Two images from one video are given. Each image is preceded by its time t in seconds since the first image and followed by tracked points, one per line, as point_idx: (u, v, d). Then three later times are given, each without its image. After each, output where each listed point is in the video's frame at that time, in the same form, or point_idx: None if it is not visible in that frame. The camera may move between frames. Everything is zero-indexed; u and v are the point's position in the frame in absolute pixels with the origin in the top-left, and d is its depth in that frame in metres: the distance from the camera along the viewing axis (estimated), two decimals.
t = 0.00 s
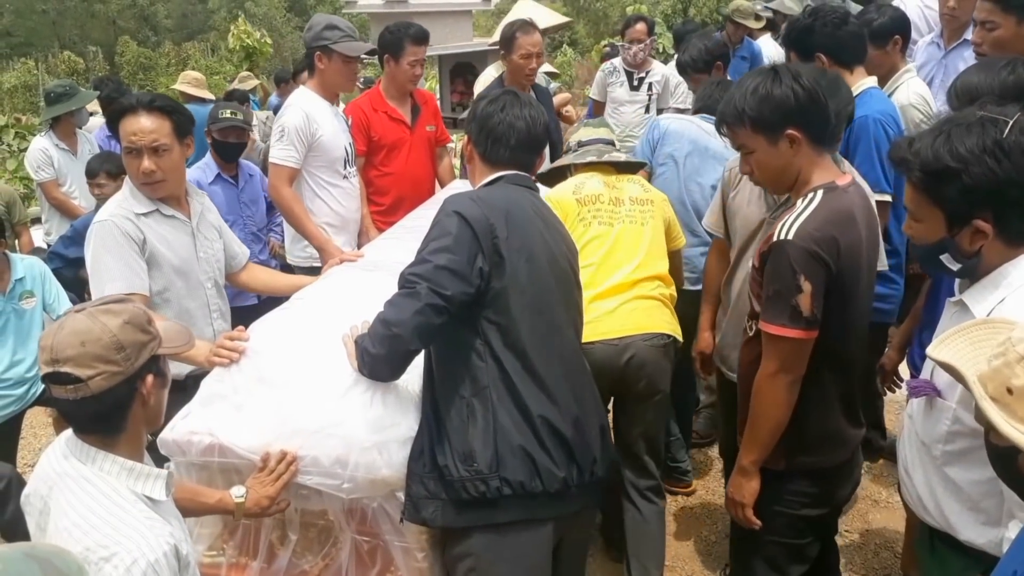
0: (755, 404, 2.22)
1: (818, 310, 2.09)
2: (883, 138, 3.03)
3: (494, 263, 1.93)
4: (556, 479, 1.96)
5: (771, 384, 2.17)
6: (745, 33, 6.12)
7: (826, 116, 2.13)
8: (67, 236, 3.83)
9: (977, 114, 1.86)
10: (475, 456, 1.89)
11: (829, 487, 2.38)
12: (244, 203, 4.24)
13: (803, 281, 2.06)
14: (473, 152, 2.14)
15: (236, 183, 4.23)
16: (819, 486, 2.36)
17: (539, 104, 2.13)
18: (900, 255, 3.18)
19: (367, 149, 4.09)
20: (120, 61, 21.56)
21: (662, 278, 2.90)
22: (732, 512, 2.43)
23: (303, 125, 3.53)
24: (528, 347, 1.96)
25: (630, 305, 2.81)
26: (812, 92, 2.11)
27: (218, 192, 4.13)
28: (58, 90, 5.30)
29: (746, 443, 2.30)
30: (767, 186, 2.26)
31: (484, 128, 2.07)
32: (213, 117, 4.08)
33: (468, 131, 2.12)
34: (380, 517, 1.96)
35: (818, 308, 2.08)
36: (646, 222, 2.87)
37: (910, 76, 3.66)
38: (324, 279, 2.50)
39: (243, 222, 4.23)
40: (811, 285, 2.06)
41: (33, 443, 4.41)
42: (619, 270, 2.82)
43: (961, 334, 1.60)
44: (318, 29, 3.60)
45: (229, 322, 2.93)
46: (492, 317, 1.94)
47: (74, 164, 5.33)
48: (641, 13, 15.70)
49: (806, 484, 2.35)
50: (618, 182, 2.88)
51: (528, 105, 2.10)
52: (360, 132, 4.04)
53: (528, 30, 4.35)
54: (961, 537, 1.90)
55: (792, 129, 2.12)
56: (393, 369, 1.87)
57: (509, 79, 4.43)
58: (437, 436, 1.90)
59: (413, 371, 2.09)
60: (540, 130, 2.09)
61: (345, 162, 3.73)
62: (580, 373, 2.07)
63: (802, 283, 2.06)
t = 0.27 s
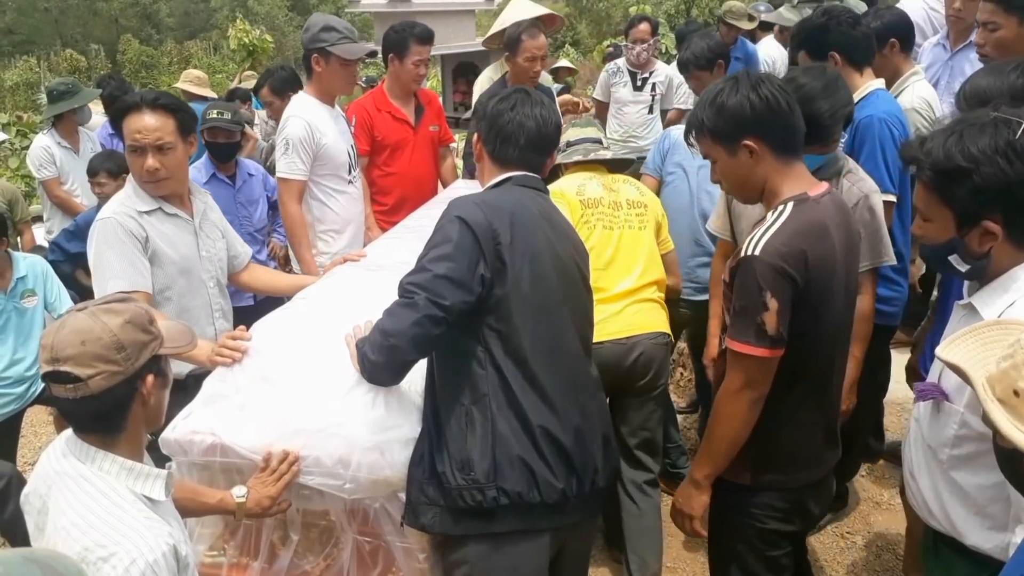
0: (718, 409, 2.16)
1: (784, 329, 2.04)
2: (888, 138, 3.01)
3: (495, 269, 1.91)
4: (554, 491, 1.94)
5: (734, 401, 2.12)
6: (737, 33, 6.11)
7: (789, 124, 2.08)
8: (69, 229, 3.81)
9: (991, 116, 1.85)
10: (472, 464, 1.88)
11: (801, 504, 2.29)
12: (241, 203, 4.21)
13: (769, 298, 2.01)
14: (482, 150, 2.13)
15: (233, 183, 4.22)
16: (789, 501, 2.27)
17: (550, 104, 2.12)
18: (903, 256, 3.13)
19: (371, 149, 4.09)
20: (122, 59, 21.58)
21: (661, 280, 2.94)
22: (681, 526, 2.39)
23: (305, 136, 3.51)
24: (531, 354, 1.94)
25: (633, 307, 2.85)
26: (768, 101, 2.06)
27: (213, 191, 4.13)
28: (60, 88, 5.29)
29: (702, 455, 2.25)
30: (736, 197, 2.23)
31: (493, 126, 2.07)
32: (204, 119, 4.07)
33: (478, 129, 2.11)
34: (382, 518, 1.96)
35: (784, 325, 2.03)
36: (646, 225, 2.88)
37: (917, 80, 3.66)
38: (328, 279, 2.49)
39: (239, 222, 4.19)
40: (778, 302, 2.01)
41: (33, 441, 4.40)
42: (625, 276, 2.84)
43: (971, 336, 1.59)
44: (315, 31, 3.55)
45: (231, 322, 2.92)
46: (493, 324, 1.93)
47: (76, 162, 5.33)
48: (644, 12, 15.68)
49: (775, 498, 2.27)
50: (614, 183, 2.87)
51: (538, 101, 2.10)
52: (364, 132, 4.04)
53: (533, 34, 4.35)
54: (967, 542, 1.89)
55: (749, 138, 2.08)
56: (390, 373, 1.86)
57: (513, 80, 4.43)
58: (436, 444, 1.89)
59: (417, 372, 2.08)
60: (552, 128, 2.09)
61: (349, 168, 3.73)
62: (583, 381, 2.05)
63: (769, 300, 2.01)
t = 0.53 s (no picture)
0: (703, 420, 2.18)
1: (757, 327, 2.05)
2: (902, 143, 3.00)
3: (492, 284, 1.88)
4: (547, 509, 1.90)
5: (718, 405, 2.13)
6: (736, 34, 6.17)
7: (756, 130, 2.08)
8: (67, 232, 3.81)
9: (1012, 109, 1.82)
10: (464, 480, 1.85)
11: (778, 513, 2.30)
12: (238, 203, 4.20)
13: (736, 300, 2.02)
14: (489, 150, 2.10)
15: (231, 183, 4.20)
16: (768, 510, 2.29)
17: (559, 102, 2.09)
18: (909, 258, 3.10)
19: (374, 148, 4.08)
20: (124, 56, 21.59)
21: (668, 278, 2.95)
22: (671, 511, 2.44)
23: (307, 146, 3.48)
24: (528, 368, 1.90)
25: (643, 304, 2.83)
26: (733, 106, 2.07)
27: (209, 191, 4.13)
28: (62, 85, 5.28)
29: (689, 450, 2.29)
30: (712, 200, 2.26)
31: (499, 126, 2.06)
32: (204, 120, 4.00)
33: (486, 129, 2.10)
34: (383, 518, 1.95)
35: (756, 327, 2.04)
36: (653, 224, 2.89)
37: (914, 80, 3.64)
38: (331, 279, 2.47)
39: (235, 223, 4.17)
40: (746, 305, 2.02)
41: (32, 440, 4.40)
42: (635, 275, 2.83)
43: (977, 340, 1.57)
44: (316, 33, 3.57)
45: (233, 321, 2.91)
46: (491, 338, 1.90)
47: (78, 160, 5.32)
48: (647, 13, 15.67)
49: (754, 506, 2.28)
50: (619, 183, 2.87)
51: (549, 100, 2.08)
52: (367, 131, 4.04)
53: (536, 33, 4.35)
54: (971, 547, 1.89)
55: (715, 145, 2.11)
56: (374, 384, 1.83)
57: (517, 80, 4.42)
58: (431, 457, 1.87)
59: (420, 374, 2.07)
60: (564, 123, 2.07)
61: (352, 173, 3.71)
62: (583, 395, 2.01)
63: (735, 303, 2.02)
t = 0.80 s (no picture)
0: (695, 421, 2.19)
1: (747, 322, 2.05)
2: (913, 149, 2.99)
3: (479, 316, 1.75)
4: (536, 541, 1.82)
5: (708, 404, 2.13)
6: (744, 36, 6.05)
7: (740, 133, 2.08)
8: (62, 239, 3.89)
9: None
10: (451, 510, 1.78)
11: (763, 512, 2.31)
12: (236, 203, 4.19)
13: (724, 297, 2.02)
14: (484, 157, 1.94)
15: (229, 183, 4.20)
16: (753, 508, 2.29)
17: (557, 103, 1.92)
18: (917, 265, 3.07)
19: (376, 148, 4.09)
20: (125, 53, 21.58)
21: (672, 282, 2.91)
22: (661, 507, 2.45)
23: (308, 148, 3.47)
24: (517, 402, 1.79)
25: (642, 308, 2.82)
26: (717, 109, 2.08)
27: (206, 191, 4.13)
28: (63, 82, 5.28)
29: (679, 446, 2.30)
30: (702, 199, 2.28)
31: (494, 129, 1.89)
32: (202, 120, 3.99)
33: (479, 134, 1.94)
34: (383, 520, 1.94)
35: (745, 321, 2.04)
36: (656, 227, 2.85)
37: (912, 83, 3.61)
38: (333, 280, 2.46)
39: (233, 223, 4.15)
40: (733, 301, 2.03)
41: (32, 437, 4.39)
42: (634, 278, 2.81)
43: (984, 347, 1.55)
44: (319, 32, 3.56)
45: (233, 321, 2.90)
46: (479, 367, 1.78)
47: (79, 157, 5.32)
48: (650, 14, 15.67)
49: (740, 505, 2.29)
50: (619, 189, 2.85)
51: (547, 100, 1.91)
52: (369, 131, 4.05)
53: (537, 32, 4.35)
54: (972, 548, 1.88)
55: (700, 145, 2.12)
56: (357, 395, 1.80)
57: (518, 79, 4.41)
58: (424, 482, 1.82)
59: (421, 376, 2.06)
60: (564, 121, 1.91)
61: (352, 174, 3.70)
62: (578, 420, 1.89)
63: (723, 300, 2.03)
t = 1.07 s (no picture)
0: (688, 406, 2.18)
1: (742, 310, 2.06)
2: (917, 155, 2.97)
3: (460, 354, 1.66)
4: None
5: (701, 391, 2.12)
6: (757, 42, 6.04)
7: (740, 127, 2.11)
8: (61, 238, 3.88)
9: None
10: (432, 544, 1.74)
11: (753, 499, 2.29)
12: (233, 203, 4.18)
13: (718, 284, 2.03)
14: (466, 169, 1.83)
15: (226, 183, 4.19)
16: (744, 492, 2.28)
17: (541, 107, 1.80)
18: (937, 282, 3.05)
19: (377, 149, 4.08)
20: (126, 51, 21.58)
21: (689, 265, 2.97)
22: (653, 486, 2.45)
23: (306, 146, 3.46)
24: (501, 442, 1.70)
25: (660, 289, 2.87)
26: (718, 105, 2.11)
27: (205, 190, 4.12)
28: (63, 80, 5.27)
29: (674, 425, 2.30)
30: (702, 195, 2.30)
31: (473, 137, 1.77)
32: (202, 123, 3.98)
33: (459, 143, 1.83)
34: (382, 522, 1.93)
35: (739, 308, 2.05)
36: (672, 210, 2.90)
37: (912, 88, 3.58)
38: (334, 280, 2.46)
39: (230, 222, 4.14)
40: (727, 289, 2.03)
41: (29, 436, 4.38)
42: (651, 262, 2.86)
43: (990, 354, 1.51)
44: (318, 31, 3.55)
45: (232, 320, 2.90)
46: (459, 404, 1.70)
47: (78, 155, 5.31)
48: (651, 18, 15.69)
49: (730, 489, 2.28)
50: (638, 173, 2.91)
51: (531, 105, 1.78)
52: (370, 131, 4.04)
53: (540, 34, 4.35)
54: (956, 542, 1.86)
55: (700, 138, 2.15)
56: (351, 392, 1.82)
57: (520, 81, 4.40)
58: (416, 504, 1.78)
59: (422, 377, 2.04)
60: (549, 124, 1.78)
61: (351, 175, 3.68)
62: (569, 455, 1.79)
63: (717, 287, 2.04)
